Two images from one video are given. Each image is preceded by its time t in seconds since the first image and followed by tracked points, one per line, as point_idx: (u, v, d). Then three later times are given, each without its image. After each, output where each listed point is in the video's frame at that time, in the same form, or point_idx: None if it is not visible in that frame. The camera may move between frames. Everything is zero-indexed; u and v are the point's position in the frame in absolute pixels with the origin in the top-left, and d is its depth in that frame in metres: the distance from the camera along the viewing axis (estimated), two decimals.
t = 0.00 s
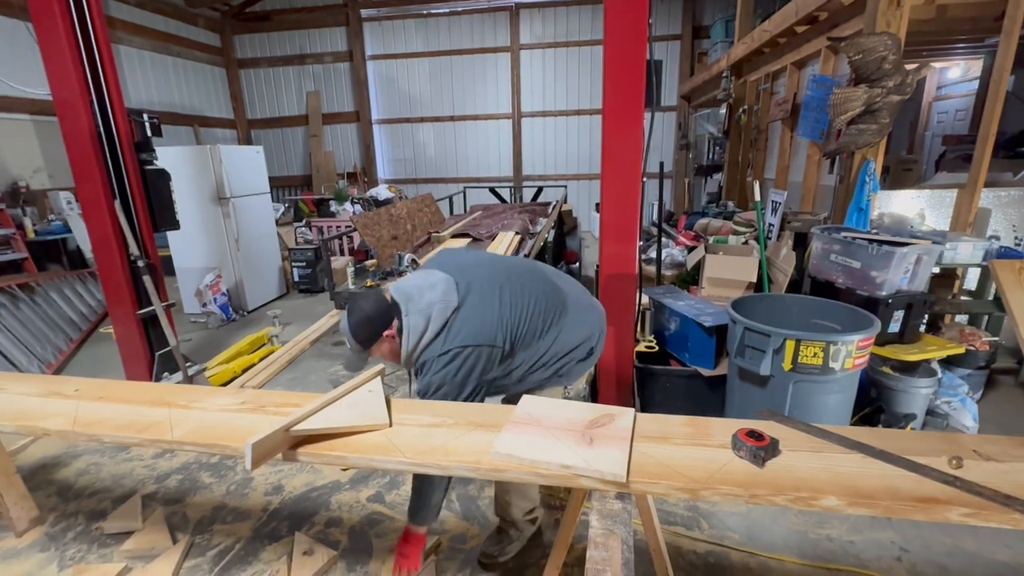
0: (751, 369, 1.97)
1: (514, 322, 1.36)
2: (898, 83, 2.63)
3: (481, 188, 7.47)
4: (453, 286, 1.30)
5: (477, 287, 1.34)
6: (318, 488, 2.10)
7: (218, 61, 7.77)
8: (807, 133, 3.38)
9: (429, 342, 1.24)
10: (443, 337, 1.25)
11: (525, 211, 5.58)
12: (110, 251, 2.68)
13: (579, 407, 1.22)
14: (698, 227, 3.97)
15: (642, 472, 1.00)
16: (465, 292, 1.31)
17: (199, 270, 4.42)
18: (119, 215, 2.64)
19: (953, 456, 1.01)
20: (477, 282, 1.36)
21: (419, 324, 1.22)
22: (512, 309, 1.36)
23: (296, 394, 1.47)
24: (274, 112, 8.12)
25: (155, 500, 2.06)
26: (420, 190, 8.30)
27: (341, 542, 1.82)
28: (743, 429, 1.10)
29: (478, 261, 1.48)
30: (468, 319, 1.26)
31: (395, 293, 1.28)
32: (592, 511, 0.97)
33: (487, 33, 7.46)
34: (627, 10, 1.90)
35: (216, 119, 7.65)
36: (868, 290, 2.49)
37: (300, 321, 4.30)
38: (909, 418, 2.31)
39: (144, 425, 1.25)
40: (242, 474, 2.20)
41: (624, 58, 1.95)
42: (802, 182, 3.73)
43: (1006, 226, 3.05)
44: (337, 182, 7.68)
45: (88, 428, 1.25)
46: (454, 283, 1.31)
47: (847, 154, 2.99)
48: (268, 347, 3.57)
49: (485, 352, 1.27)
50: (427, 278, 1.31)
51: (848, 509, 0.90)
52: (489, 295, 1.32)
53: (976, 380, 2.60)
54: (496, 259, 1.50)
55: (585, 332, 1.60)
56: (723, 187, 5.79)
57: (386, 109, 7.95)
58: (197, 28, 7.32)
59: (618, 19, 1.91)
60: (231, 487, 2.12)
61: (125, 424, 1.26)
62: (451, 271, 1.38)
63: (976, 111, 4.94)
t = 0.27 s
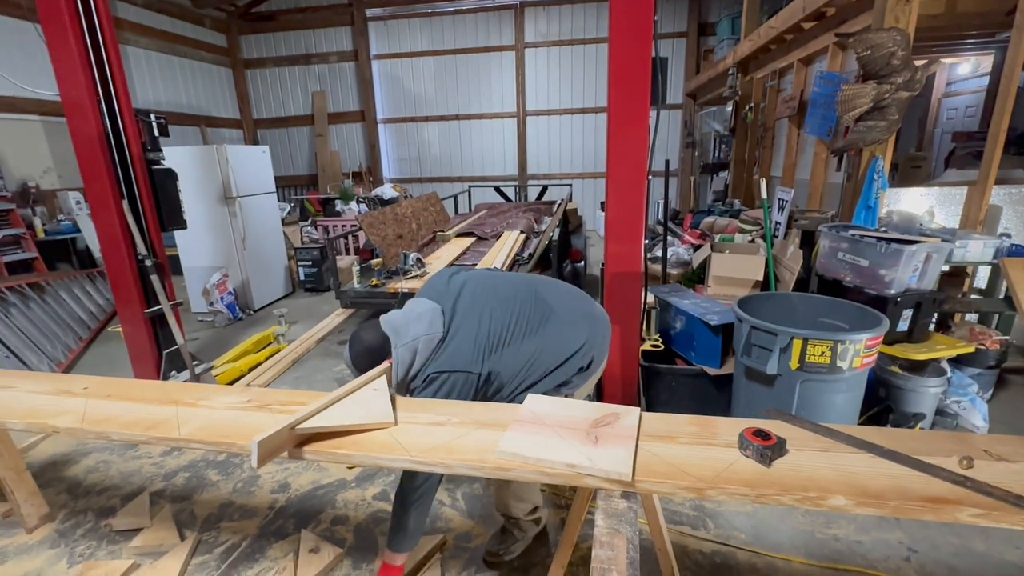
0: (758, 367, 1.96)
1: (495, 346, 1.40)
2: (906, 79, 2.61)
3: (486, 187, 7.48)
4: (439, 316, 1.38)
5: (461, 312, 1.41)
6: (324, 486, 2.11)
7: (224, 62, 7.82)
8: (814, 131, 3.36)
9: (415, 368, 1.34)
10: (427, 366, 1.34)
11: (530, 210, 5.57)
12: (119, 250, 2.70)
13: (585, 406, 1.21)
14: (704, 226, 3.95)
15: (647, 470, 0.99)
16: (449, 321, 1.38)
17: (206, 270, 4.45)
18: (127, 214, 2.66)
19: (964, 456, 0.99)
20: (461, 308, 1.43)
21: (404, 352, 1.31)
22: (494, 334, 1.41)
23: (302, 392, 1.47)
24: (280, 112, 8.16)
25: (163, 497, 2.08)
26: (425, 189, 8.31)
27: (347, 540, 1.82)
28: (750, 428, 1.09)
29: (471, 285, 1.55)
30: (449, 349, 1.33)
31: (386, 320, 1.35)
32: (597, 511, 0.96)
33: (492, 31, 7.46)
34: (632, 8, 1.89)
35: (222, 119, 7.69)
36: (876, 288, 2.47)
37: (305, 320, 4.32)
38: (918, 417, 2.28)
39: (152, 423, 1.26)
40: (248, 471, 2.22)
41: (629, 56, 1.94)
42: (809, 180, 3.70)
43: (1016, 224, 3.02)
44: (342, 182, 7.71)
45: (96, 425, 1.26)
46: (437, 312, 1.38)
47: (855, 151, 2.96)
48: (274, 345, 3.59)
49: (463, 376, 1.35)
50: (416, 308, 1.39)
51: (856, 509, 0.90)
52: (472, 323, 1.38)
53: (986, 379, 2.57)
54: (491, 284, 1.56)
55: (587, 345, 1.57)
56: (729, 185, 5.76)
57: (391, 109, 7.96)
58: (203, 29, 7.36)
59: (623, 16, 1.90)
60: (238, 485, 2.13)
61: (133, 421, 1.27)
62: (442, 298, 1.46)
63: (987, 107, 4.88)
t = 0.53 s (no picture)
0: (760, 363, 1.96)
1: (503, 328, 1.34)
2: (909, 73, 2.59)
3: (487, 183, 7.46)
4: (444, 295, 1.29)
5: (468, 292, 1.33)
6: (327, 481, 2.12)
7: (224, 58, 7.80)
8: (816, 125, 3.34)
9: (416, 346, 1.24)
10: (428, 346, 1.24)
11: (532, 206, 5.56)
12: (120, 246, 2.70)
13: (588, 401, 1.21)
14: (706, 221, 3.94)
15: (649, 465, 1.00)
16: (454, 300, 1.29)
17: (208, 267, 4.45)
18: (128, 212, 2.66)
19: (967, 450, 0.99)
20: (466, 289, 1.35)
21: (408, 329, 1.23)
22: (501, 317, 1.34)
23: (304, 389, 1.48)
24: (280, 108, 8.14)
25: (167, 493, 2.09)
26: (426, 185, 8.30)
27: (350, 535, 1.83)
28: (752, 423, 1.09)
29: (475, 264, 1.46)
30: (455, 329, 1.25)
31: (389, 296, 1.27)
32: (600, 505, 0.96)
33: (493, 27, 7.42)
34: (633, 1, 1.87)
35: (223, 116, 7.68)
36: (879, 283, 2.46)
37: (307, 317, 4.32)
38: (920, 412, 2.28)
39: (155, 419, 1.26)
40: (252, 467, 2.23)
41: (631, 50, 1.93)
42: (811, 175, 3.69)
43: (1019, 218, 3.01)
44: (343, 178, 7.70)
45: (100, 422, 1.27)
46: (442, 290, 1.29)
47: (858, 145, 2.95)
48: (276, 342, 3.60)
49: (467, 360, 1.26)
50: (417, 286, 1.30)
51: (859, 503, 0.90)
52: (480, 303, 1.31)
53: (989, 374, 2.57)
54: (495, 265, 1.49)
55: (587, 337, 1.59)
56: (730, 180, 5.74)
57: (392, 105, 7.95)
58: (203, 25, 7.34)
59: (624, 10, 1.89)
60: (241, 481, 2.14)
61: (137, 417, 1.27)
62: (445, 277, 1.37)
63: (990, 101, 4.85)
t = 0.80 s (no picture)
0: (758, 358, 1.96)
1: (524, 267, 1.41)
2: (905, 69, 2.60)
3: (485, 181, 7.45)
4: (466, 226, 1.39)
5: (490, 229, 1.42)
6: (326, 479, 2.12)
7: (219, 56, 7.76)
8: (813, 122, 3.35)
9: (439, 270, 1.31)
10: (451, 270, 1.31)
11: (529, 203, 5.56)
12: (117, 246, 2.69)
13: (588, 397, 1.22)
14: (703, 218, 3.95)
15: (648, 460, 1.00)
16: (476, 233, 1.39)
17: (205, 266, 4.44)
18: (125, 211, 2.65)
19: (962, 444, 1.00)
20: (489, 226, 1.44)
21: (430, 250, 1.31)
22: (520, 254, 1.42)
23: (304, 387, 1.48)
24: (276, 107, 8.11)
25: (166, 492, 2.09)
26: (423, 183, 8.29)
27: (350, 532, 1.83)
28: (750, 418, 1.10)
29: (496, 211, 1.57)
30: (478, 256, 1.33)
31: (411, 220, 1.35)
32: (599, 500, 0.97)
33: (489, 24, 7.41)
34: None
35: (218, 115, 7.65)
36: (875, 279, 2.48)
37: (305, 315, 4.32)
38: (916, 406, 2.30)
39: (155, 418, 1.26)
40: (251, 466, 2.23)
41: (628, 47, 1.93)
42: (808, 171, 3.69)
43: (1014, 213, 3.02)
44: (340, 177, 7.68)
45: (99, 421, 1.26)
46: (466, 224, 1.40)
47: (854, 142, 2.97)
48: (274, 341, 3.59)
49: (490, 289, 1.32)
50: (443, 218, 1.41)
51: (856, 496, 0.90)
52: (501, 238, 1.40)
53: (984, 368, 2.59)
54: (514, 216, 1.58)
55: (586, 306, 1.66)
56: (728, 177, 5.75)
57: (388, 103, 7.93)
58: (198, 23, 7.30)
59: (621, 8, 1.89)
60: (241, 479, 2.14)
61: (137, 417, 1.27)
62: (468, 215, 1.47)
63: (986, 97, 4.87)
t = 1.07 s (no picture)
0: (751, 354, 1.98)
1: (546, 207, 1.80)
2: (895, 66, 2.62)
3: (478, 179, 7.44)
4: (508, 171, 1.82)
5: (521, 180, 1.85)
6: (322, 479, 2.12)
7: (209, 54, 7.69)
8: (804, 118, 3.37)
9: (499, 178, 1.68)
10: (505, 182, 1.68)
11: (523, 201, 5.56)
12: (108, 246, 2.66)
13: (583, 394, 1.22)
14: (696, 215, 3.97)
15: (643, 456, 1.01)
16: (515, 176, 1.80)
17: (197, 266, 4.41)
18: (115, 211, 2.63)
19: (950, 436, 1.02)
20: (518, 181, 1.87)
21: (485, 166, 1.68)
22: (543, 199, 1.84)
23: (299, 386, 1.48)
24: (268, 105, 8.05)
25: (161, 494, 2.08)
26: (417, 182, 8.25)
27: (346, 531, 1.83)
28: (743, 413, 1.10)
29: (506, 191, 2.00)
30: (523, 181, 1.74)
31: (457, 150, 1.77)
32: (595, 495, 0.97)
33: (482, 21, 7.39)
34: None
35: (209, 113, 7.58)
36: (866, 274, 2.50)
37: (299, 315, 4.30)
38: (907, 400, 2.32)
39: (149, 419, 1.26)
40: (246, 466, 2.22)
41: (621, 44, 1.93)
42: (800, 167, 3.72)
43: (1002, 208, 3.05)
44: (333, 175, 7.64)
45: (92, 422, 1.26)
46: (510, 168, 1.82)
47: (845, 138, 2.99)
48: (268, 341, 3.58)
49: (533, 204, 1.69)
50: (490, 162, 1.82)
51: (847, 489, 0.92)
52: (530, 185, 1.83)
53: (973, 362, 2.62)
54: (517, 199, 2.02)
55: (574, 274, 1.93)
56: (721, 174, 5.78)
57: (381, 100, 7.90)
58: (188, 21, 7.22)
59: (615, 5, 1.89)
60: (236, 480, 2.14)
61: (130, 418, 1.27)
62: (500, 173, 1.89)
63: (974, 93, 4.92)
